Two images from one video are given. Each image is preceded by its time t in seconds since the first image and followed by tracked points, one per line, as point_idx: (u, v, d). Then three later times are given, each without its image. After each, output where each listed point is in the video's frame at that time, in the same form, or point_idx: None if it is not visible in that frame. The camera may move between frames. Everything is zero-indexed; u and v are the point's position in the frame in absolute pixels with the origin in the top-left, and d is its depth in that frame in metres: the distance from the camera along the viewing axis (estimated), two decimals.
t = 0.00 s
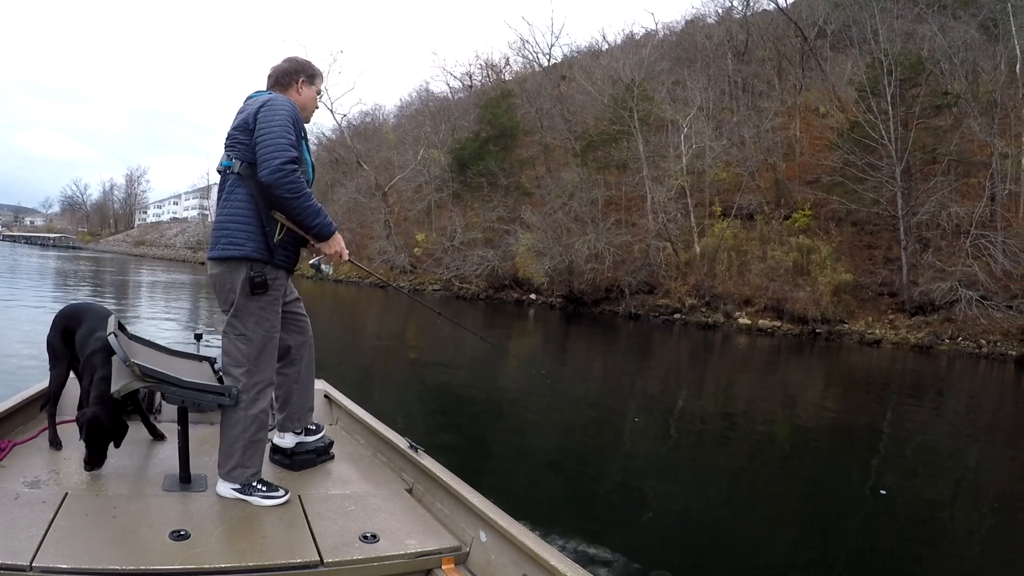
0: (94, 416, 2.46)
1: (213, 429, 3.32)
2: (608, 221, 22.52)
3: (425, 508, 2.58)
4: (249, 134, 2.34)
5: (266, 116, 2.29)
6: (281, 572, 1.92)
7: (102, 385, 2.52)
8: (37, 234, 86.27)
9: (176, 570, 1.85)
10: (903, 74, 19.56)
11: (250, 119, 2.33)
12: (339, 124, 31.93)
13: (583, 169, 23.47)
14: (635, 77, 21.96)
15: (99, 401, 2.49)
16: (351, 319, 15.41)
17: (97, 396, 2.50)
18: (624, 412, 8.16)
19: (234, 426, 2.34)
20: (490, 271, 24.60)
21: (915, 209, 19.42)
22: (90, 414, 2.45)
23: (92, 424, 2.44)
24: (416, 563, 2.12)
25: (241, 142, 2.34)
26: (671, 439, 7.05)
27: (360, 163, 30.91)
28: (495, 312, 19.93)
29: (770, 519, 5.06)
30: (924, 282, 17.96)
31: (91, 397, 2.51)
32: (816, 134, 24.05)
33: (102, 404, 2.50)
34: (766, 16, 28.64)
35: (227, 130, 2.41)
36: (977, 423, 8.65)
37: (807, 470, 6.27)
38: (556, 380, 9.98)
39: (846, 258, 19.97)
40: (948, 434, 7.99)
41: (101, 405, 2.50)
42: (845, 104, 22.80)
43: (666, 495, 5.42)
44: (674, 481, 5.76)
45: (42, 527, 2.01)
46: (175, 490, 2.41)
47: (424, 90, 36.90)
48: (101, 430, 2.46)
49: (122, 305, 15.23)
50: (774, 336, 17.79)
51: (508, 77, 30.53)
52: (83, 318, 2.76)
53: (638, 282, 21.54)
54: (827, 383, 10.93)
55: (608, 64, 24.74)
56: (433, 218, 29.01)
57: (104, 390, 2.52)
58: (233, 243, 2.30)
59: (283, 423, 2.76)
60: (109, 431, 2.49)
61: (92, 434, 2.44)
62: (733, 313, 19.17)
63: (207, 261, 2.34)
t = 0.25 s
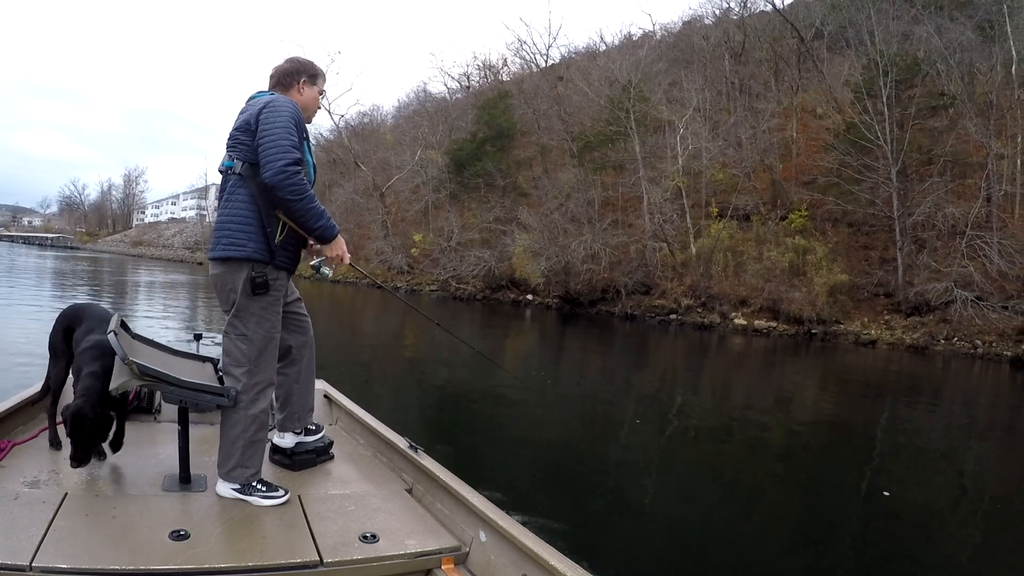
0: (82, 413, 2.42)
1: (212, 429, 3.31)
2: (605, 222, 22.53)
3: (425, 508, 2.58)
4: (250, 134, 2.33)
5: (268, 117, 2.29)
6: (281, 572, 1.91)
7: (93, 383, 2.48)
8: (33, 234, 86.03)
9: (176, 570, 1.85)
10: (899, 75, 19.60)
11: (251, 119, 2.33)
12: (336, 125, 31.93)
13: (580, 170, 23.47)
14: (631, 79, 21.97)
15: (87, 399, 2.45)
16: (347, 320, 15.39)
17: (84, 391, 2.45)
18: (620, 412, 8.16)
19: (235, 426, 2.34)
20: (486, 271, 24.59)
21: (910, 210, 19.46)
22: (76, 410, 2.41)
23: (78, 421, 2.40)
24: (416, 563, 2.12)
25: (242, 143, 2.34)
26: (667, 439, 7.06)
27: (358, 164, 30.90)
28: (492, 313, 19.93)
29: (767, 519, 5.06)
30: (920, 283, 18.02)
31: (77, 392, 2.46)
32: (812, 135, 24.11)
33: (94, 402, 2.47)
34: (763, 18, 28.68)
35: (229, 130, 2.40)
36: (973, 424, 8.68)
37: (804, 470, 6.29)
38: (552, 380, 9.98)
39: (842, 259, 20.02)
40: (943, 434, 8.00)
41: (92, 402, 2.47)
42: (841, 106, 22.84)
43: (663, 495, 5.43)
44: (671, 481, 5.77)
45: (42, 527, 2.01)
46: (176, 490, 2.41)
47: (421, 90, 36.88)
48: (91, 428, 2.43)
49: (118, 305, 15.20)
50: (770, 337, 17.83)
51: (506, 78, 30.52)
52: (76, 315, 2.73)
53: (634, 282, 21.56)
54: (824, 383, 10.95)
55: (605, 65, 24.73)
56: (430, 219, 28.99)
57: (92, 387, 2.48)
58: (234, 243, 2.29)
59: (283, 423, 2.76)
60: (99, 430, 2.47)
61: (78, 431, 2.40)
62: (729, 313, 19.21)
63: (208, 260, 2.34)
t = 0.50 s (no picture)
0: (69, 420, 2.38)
1: (212, 429, 3.31)
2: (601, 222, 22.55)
3: (425, 508, 2.58)
4: (252, 134, 2.33)
5: (270, 118, 2.28)
6: (280, 572, 1.91)
7: (80, 389, 2.44)
8: (30, 234, 85.83)
9: (176, 570, 1.85)
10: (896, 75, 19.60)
11: (254, 119, 2.33)
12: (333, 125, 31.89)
13: (576, 170, 23.47)
14: (627, 79, 21.98)
15: (73, 405, 2.41)
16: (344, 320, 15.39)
17: (67, 398, 2.41)
18: (617, 412, 8.17)
19: (234, 426, 2.33)
20: (483, 271, 24.61)
21: (906, 210, 19.51)
22: (62, 417, 2.37)
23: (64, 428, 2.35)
24: (416, 563, 2.11)
25: (244, 143, 2.33)
26: (664, 439, 7.08)
27: (355, 164, 30.89)
28: (489, 313, 19.94)
29: (764, 518, 5.08)
30: (915, 282, 18.08)
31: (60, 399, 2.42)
32: (808, 135, 24.15)
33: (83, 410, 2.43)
34: (760, 18, 28.70)
35: (231, 130, 2.40)
36: (969, 423, 8.70)
37: (801, 469, 6.30)
38: (549, 380, 9.99)
39: (839, 258, 20.07)
40: (939, 434, 8.03)
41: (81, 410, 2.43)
42: (837, 106, 22.90)
43: (660, 494, 5.44)
44: (669, 481, 5.78)
45: (42, 527, 2.00)
46: (176, 490, 2.41)
47: (418, 90, 36.85)
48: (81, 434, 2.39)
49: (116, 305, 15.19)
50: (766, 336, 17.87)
51: (503, 78, 30.51)
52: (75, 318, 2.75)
53: (631, 282, 21.59)
54: (820, 383, 10.98)
55: (602, 65, 24.76)
56: (427, 219, 28.98)
57: (78, 393, 2.44)
58: (234, 243, 2.29)
59: (282, 423, 2.76)
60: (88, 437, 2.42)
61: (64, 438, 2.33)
62: (725, 313, 19.25)
63: (208, 260, 2.33)
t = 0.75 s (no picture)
0: (56, 428, 2.32)
1: (212, 429, 3.31)
2: (598, 221, 22.56)
3: (424, 508, 2.59)
4: (252, 135, 2.33)
5: (270, 118, 2.28)
6: (280, 572, 1.91)
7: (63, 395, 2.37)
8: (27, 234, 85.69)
9: (176, 570, 1.85)
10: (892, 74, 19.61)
11: (254, 120, 2.33)
12: (329, 124, 31.86)
13: (573, 169, 23.46)
14: (623, 78, 21.98)
15: (59, 413, 2.35)
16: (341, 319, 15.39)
17: (51, 406, 2.35)
18: (615, 410, 8.18)
19: (234, 427, 2.33)
20: (480, 270, 24.61)
21: (902, 208, 19.55)
22: (47, 426, 2.31)
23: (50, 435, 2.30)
24: (416, 563, 2.12)
25: (244, 143, 2.33)
26: (661, 437, 7.09)
27: (352, 164, 30.87)
28: (486, 312, 19.96)
29: (762, 516, 5.10)
30: (911, 281, 18.13)
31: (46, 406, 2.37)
32: (805, 133, 24.18)
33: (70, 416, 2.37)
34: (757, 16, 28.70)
35: (232, 130, 2.40)
36: (965, 421, 8.73)
37: (797, 467, 6.33)
38: (547, 378, 10.00)
39: (835, 257, 20.11)
40: (935, 432, 8.05)
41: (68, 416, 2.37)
42: (834, 105, 22.92)
43: (658, 492, 5.46)
44: (666, 479, 5.80)
45: (41, 527, 2.00)
46: (175, 490, 2.41)
47: (416, 90, 36.82)
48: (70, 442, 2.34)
49: (114, 305, 15.20)
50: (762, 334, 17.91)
51: (501, 77, 30.47)
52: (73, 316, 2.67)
53: (627, 281, 21.61)
54: (816, 381, 11.01)
55: (598, 65, 24.75)
56: (424, 218, 28.96)
57: (61, 399, 2.37)
58: (233, 243, 2.29)
59: (282, 423, 2.76)
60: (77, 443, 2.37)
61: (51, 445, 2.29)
62: (721, 311, 19.28)
63: (207, 260, 2.33)
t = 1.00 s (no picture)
0: (46, 432, 2.29)
1: (212, 429, 3.31)
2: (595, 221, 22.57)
3: (424, 508, 2.59)
4: (254, 135, 2.33)
5: (271, 118, 2.28)
6: (280, 572, 1.91)
7: (53, 398, 2.34)
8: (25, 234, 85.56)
9: (176, 570, 1.85)
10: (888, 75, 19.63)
11: (255, 121, 2.33)
12: (326, 124, 31.82)
13: (570, 169, 23.46)
14: (620, 78, 21.98)
15: (49, 416, 2.33)
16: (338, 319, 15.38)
17: (40, 409, 2.32)
18: (612, 410, 8.19)
19: (234, 426, 2.33)
20: (477, 270, 24.62)
21: (898, 208, 19.58)
22: (36, 429, 2.28)
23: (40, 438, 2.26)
24: (415, 563, 2.12)
25: (246, 144, 2.34)
26: (658, 436, 7.10)
27: (350, 164, 30.85)
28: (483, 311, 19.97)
29: (759, 515, 5.11)
30: (907, 280, 18.18)
31: (34, 409, 2.33)
32: (802, 133, 24.22)
33: (59, 418, 2.35)
34: (754, 17, 28.72)
35: (234, 130, 2.40)
36: (961, 420, 8.76)
37: (794, 466, 6.34)
38: (544, 378, 10.00)
39: (831, 256, 20.15)
40: (931, 431, 8.07)
41: (57, 418, 2.34)
42: (830, 105, 22.95)
43: (655, 491, 5.46)
44: (663, 478, 5.81)
45: (40, 527, 2.00)
46: (175, 490, 2.40)
47: (413, 90, 36.79)
48: (60, 446, 2.31)
49: (111, 305, 15.20)
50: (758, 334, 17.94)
51: (499, 78, 30.46)
52: (66, 317, 2.66)
53: (624, 281, 21.64)
54: (813, 380, 11.03)
55: (595, 65, 24.76)
56: (422, 218, 28.96)
57: (52, 402, 2.34)
58: (234, 243, 2.29)
59: (282, 422, 2.76)
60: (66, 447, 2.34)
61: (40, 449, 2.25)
62: (717, 311, 19.32)
63: (208, 260, 2.33)
